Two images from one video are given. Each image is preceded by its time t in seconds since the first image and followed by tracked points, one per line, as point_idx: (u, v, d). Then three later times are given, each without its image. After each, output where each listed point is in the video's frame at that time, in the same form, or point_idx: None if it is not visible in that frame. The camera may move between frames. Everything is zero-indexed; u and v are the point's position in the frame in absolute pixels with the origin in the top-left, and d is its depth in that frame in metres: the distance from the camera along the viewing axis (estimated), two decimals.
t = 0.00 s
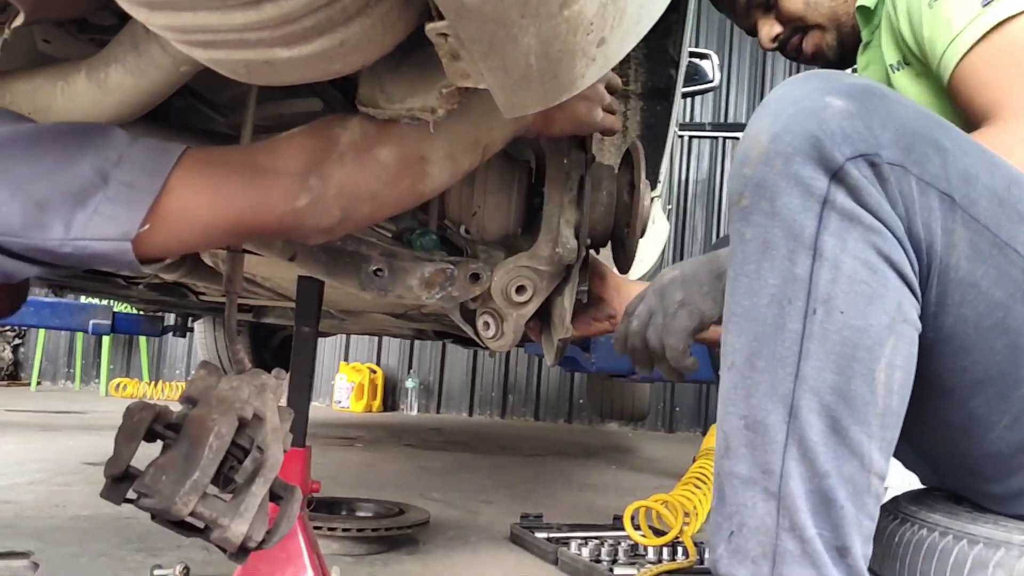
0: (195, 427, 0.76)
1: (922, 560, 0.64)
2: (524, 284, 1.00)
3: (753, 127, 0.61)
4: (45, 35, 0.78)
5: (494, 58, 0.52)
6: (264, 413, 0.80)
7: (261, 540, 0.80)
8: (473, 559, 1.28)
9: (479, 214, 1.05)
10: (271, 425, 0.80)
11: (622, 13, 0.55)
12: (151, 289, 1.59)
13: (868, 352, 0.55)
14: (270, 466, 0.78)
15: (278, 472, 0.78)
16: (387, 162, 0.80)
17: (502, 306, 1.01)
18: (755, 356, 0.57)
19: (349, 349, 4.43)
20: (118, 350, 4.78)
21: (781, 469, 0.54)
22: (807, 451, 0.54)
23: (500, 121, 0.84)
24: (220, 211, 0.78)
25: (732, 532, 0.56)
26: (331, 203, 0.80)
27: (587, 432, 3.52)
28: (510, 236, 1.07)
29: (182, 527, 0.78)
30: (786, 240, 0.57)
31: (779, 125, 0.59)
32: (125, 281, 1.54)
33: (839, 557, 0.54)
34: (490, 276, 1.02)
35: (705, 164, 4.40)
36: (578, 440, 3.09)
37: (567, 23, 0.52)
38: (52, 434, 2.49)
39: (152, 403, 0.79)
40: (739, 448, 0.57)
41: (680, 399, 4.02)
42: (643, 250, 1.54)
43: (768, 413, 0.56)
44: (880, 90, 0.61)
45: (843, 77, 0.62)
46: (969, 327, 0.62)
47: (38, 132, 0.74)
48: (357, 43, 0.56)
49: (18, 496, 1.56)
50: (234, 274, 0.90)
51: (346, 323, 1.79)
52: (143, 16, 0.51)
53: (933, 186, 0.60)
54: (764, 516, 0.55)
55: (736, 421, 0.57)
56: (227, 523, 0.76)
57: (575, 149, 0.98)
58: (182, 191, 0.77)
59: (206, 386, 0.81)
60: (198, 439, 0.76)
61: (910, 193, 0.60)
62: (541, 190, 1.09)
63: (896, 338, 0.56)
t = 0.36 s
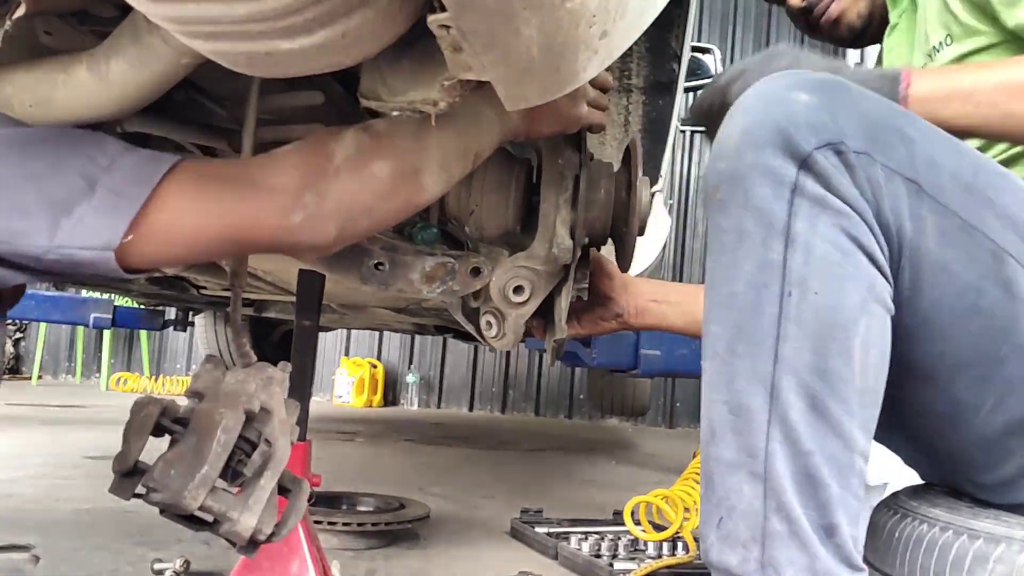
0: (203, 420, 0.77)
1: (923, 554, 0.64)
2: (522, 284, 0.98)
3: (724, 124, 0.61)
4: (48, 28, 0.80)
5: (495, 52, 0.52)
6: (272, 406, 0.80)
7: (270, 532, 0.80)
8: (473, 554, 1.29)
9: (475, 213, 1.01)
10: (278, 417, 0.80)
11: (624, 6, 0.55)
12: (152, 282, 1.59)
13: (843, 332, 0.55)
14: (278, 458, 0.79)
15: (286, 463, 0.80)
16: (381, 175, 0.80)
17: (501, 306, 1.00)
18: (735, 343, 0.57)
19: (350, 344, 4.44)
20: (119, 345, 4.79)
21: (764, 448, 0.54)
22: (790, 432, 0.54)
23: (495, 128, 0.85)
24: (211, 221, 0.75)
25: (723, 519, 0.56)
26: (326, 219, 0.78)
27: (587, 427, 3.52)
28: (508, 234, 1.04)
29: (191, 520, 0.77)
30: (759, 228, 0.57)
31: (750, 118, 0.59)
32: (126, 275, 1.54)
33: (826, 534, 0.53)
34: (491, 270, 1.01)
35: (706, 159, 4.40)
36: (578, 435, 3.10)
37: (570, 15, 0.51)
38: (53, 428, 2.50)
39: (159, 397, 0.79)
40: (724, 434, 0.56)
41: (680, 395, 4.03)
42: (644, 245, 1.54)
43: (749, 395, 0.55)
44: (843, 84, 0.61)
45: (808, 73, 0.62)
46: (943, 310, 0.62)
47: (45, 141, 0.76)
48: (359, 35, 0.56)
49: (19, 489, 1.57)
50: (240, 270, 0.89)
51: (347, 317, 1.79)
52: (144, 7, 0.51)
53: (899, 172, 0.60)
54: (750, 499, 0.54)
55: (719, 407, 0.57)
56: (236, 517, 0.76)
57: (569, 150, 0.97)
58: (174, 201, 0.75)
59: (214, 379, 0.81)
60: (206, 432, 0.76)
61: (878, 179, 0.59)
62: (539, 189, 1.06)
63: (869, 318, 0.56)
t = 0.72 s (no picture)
0: (203, 426, 0.76)
1: (922, 556, 0.64)
2: (507, 303, 0.98)
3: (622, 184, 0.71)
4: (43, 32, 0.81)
5: (492, 54, 0.52)
6: (272, 410, 0.80)
7: (272, 536, 0.80)
8: (471, 558, 1.28)
9: (465, 231, 1.07)
10: (278, 421, 0.80)
11: (620, 9, 0.55)
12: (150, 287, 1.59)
13: (743, 321, 0.61)
14: (278, 463, 0.79)
15: (286, 467, 0.80)
16: (337, 215, 0.77)
17: (486, 324, 0.99)
18: (660, 353, 0.63)
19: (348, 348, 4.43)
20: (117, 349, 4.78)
21: (700, 441, 0.59)
22: (718, 419, 0.59)
23: (472, 166, 0.85)
24: (181, 293, 0.74)
25: (681, 518, 0.60)
26: (281, 264, 0.75)
27: (585, 430, 3.52)
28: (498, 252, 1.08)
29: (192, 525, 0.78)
30: (659, 257, 0.65)
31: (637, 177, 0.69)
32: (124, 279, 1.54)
33: (776, 512, 0.57)
34: (488, 274, 1.01)
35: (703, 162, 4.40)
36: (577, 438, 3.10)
37: (567, 18, 0.51)
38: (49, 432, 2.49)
39: (158, 402, 0.78)
40: (667, 438, 0.62)
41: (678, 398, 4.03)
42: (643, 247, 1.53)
43: (677, 396, 0.61)
44: (718, 137, 0.69)
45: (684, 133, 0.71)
46: (840, 314, 0.65)
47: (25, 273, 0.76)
48: (355, 38, 0.56)
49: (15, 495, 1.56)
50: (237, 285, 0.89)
51: (345, 321, 1.79)
52: (140, 11, 0.50)
53: (769, 194, 0.65)
54: (700, 491, 0.59)
55: (660, 414, 0.62)
56: (238, 522, 0.76)
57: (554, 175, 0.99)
58: (142, 284, 0.74)
59: (212, 384, 0.81)
60: (206, 437, 0.75)
61: (751, 203, 0.65)
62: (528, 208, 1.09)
63: (767, 308, 0.61)
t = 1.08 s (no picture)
0: (217, 432, 0.76)
1: (921, 564, 0.64)
2: (513, 305, 0.98)
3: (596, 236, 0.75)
4: (45, 39, 0.82)
5: (492, 63, 0.52)
6: (284, 415, 0.79)
7: (289, 540, 0.81)
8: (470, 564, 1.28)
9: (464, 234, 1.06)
10: (291, 426, 0.79)
11: (620, 17, 0.55)
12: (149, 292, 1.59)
13: (723, 346, 0.63)
14: (292, 467, 0.78)
15: (300, 472, 0.79)
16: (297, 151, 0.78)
17: (496, 326, 0.99)
18: (654, 388, 0.66)
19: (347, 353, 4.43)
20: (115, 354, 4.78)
21: (704, 466, 0.62)
22: (718, 444, 0.61)
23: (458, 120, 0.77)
24: (151, 254, 0.74)
25: (702, 544, 0.62)
26: (240, 196, 0.76)
27: (584, 436, 3.51)
28: (499, 253, 1.06)
29: (211, 532, 0.79)
30: (636, 298, 0.68)
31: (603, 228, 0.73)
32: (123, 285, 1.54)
33: (790, 524, 0.58)
34: (487, 279, 1.01)
35: (702, 168, 4.42)
36: (576, 444, 3.10)
37: (567, 27, 0.52)
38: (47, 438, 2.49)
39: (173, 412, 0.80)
40: (676, 470, 0.64)
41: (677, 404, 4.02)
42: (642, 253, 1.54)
43: (677, 428, 0.64)
44: (672, 175, 0.72)
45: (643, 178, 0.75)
46: (810, 336, 0.67)
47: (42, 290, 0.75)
48: (356, 46, 0.56)
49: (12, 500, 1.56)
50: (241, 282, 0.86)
51: (344, 327, 1.79)
52: (142, 19, 0.50)
53: (721, 222, 0.67)
54: (714, 515, 0.61)
55: (666, 447, 0.65)
56: (254, 526, 0.77)
57: (551, 173, 0.97)
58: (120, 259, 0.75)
59: (225, 392, 0.80)
60: (220, 444, 0.76)
61: (708, 233, 0.67)
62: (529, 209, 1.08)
63: (743, 330, 0.63)
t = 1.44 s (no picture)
0: (214, 429, 0.76)
1: (922, 556, 0.64)
2: (512, 302, 0.97)
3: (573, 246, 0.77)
4: (43, 35, 0.82)
5: (491, 54, 0.52)
6: (280, 411, 0.80)
7: (284, 536, 0.81)
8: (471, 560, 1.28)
9: (466, 231, 1.07)
10: (286, 421, 0.80)
11: (619, 9, 0.55)
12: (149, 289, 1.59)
13: (699, 347, 0.64)
14: (290, 462, 0.79)
15: (297, 467, 0.79)
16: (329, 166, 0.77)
17: (493, 324, 0.99)
18: (634, 392, 0.67)
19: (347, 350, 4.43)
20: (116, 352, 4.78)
21: (688, 467, 0.62)
22: (697, 443, 0.62)
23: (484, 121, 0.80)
24: (191, 265, 0.74)
25: (693, 542, 0.62)
26: (272, 214, 0.76)
27: (584, 432, 3.51)
28: (500, 250, 1.08)
29: (200, 527, 0.79)
30: (609, 304, 0.70)
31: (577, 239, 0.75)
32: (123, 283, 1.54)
33: (777, 519, 0.58)
34: (487, 273, 1.01)
35: (701, 164, 4.42)
36: (577, 440, 3.10)
37: (566, 18, 0.51)
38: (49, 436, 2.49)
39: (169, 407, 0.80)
40: (662, 470, 0.64)
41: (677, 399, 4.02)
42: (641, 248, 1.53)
43: (658, 430, 0.64)
44: (646, 184, 0.73)
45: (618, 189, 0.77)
46: (783, 337, 0.67)
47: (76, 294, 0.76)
48: (354, 39, 0.56)
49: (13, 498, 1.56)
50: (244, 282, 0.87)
51: (344, 323, 1.79)
52: (141, 12, 0.50)
53: (692, 228, 0.69)
54: (702, 514, 0.61)
55: (650, 448, 0.66)
56: (250, 522, 0.76)
57: (558, 169, 0.96)
58: (159, 267, 0.75)
59: (220, 387, 0.81)
60: (218, 441, 0.75)
61: (678, 241, 0.68)
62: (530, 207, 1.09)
63: (718, 330, 0.64)
